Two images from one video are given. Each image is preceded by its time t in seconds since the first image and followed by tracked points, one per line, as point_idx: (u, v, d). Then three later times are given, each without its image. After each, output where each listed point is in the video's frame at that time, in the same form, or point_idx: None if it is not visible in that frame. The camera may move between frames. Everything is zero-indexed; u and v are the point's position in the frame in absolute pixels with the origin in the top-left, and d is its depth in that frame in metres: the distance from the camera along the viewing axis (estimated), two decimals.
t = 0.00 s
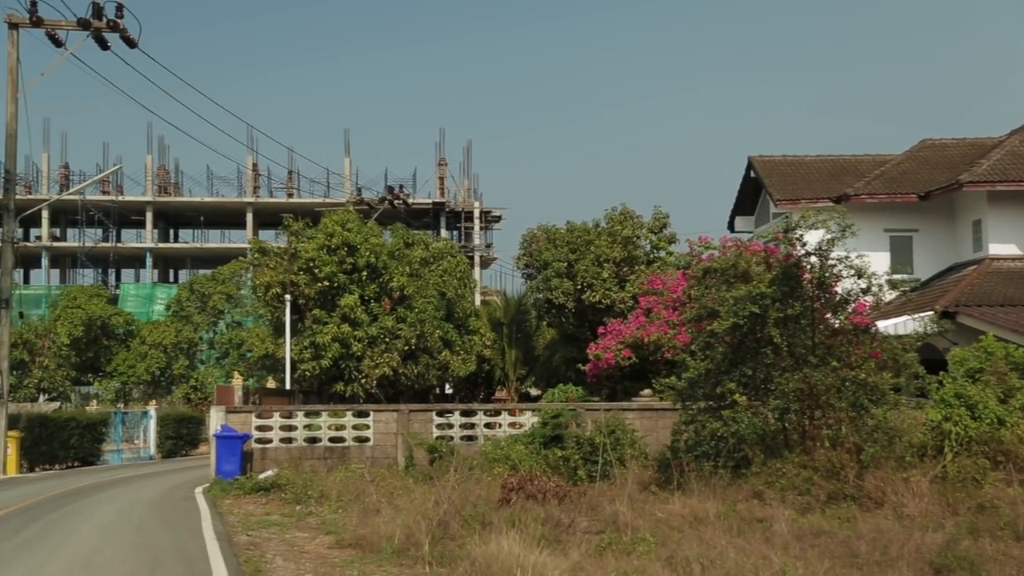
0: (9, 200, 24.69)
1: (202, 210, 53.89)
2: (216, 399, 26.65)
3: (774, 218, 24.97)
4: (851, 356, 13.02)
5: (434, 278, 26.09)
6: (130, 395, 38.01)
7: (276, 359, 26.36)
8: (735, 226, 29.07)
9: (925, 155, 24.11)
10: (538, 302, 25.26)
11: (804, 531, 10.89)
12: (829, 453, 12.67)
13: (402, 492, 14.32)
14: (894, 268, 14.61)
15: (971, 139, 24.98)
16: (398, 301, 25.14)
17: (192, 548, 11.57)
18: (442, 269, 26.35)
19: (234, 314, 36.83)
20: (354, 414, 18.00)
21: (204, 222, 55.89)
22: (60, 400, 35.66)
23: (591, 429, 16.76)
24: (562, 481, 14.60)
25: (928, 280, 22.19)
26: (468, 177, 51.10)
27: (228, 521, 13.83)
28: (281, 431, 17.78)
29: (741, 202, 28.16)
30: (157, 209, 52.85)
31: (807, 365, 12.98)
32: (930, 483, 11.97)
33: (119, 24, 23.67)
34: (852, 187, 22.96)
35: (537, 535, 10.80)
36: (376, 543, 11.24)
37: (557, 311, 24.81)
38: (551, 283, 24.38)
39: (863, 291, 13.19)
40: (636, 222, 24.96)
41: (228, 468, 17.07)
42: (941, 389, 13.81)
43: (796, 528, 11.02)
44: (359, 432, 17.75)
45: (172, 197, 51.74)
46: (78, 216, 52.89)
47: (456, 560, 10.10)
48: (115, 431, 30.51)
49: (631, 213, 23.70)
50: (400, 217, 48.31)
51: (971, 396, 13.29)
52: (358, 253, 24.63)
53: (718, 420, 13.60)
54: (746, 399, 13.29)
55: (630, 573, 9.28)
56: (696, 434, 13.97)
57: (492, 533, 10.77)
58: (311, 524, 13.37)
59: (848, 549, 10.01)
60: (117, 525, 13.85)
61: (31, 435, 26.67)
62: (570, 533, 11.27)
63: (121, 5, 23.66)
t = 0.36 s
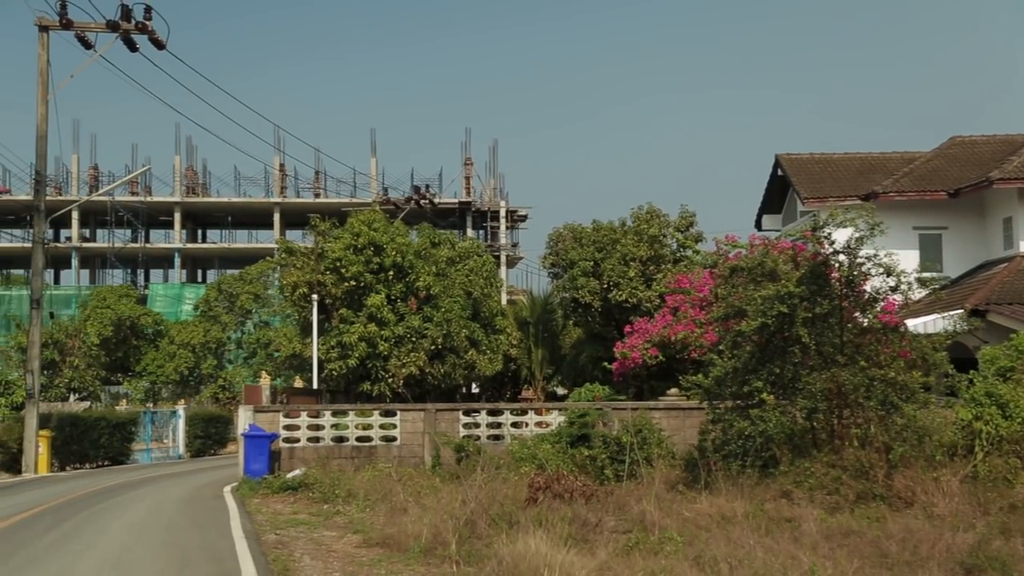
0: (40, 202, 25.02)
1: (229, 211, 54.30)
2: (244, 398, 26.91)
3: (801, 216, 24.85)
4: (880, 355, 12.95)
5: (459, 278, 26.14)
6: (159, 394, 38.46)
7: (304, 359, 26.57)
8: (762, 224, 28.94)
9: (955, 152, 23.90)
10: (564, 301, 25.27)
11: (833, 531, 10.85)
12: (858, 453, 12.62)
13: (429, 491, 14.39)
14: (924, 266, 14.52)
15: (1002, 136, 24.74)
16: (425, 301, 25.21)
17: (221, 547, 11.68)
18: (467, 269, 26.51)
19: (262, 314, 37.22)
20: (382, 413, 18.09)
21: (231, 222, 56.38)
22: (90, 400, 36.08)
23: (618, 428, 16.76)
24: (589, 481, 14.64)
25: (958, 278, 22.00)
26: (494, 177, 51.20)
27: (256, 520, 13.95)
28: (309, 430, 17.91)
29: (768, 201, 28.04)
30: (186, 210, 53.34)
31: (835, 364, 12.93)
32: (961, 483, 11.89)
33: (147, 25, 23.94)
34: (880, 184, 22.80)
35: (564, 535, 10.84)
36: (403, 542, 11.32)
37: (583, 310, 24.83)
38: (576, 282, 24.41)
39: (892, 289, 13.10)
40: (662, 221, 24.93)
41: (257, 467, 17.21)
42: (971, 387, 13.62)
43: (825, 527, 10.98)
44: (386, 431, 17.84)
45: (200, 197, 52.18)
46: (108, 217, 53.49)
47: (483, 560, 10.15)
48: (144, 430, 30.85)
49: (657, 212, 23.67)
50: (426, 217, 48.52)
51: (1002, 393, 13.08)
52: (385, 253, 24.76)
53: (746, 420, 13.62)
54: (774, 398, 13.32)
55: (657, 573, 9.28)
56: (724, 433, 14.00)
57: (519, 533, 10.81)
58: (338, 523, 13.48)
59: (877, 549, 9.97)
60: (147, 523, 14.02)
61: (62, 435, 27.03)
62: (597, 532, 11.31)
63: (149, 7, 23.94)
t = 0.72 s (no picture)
0: (69, 203, 25.33)
1: (256, 211, 54.63)
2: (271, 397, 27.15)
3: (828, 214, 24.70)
4: (909, 354, 12.90)
5: (485, 277, 26.30)
6: (187, 394, 38.85)
7: (331, 359, 26.74)
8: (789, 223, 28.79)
9: (985, 149, 23.67)
10: (590, 301, 25.24)
11: (861, 531, 10.80)
12: (887, 452, 12.54)
13: (455, 491, 14.45)
14: (953, 264, 14.40)
15: None
16: (450, 300, 25.30)
17: (248, 546, 11.78)
18: (493, 268, 26.75)
19: (289, 314, 37.69)
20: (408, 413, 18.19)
21: (258, 223, 56.84)
22: (119, 399, 36.47)
23: (645, 427, 16.76)
24: (616, 480, 14.66)
25: (988, 276, 21.79)
26: (520, 176, 51.24)
27: (284, 519, 14.08)
28: (335, 430, 18.03)
29: (795, 199, 27.88)
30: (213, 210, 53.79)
31: (863, 363, 12.89)
32: (992, 483, 11.76)
33: (174, 28, 24.21)
34: (909, 182, 22.61)
35: (591, 534, 10.86)
36: (430, 541, 11.38)
37: (609, 309, 24.81)
38: (602, 281, 24.39)
39: (920, 288, 13.02)
40: (689, 219, 24.88)
41: (284, 466, 17.34)
42: (1003, 386, 13.16)
43: (853, 527, 10.94)
44: (413, 430, 17.95)
45: (227, 198, 52.59)
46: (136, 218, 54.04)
47: (510, 559, 10.18)
48: (173, 429, 31.17)
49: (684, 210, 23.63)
50: (452, 216, 48.67)
51: None
52: (411, 253, 24.87)
53: (773, 419, 13.55)
54: (802, 397, 13.24)
55: (685, 573, 9.28)
56: (751, 432, 13.93)
57: (545, 532, 10.85)
58: (366, 522, 13.57)
59: (907, 549, 9.92)
60: (176, 523, 14.16)
61: (92, 434, 27.36)
62: (624, 532, 11.33)
63: (176, 9, 24.17)
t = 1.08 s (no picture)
0: (100, 204, 25.61)
1: (283, 211, 54.87)
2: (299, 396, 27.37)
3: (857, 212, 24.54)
4: (939, 353, 12.84)
5: (512, 277, 26.35)
6: (215, 394, 39.19)
7: (358, 358, 26.90)
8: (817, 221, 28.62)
9: (1016, 146, 23.44)
10: (617, 300, 25.23)
11: (891, 531, 10.74)
12: (917, 451, 12.44)
13: (482, 490, 14.51)
14: (984, 263, 14.28)
15: None
16: (477, 300, 25.38)
17: (277, 545, 11.90)
18: (520, 268, 27.02)
19: (316, 314, 37.92)
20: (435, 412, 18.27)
21: (285, 223, 57.26)
22: (149, 399, 36.85)
23: (672, 427, 16.74)
24: (643, 480, 14.67)
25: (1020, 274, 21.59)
26: (546, 175, 51.31)
27: (312, 518, 14.20)
28: (363, 430, 18.12)
29: (824, 196, 27.70)
30: (241, 211, 54.21)
31: (892, 362, 12.79)
32: None
33: (203, 29, 24.42)
34: (939, 180, 22.43)
35: (618, 534, 10.89)
36: (457, 541, 11.44)
37: (636, 309, 24.78)
38: (629, 280, 24.37)
39: (951, 286, 12.90)
40: (716, 218, 24.79)
41: (312, 466, 17.49)
42: None
43: (883, 527, 10.88)
44: (440, 430, 18.04)
45: (255, 199, 52.97)
46: (165, 219, 54.55)
47: (537, 559, 10.22)
48: (202, 429, 31.47)
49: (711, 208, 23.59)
50: (478, 216, 48.82)
51: None
52: (437, 253, 24.94)
53: (801, 418, 13.53)
54: (831, 396, 13.22)
55: (713, 573, 9.28)
56: (779, 432, 13.90)
57: (573, 532, 10.88)
58: (393, 521, 13.65)
59: (938, 550, 9.87)
60: (206, 521, 14.31)
61: (122, 434, 27.69)
62: (652, 532, 11.35)
63: (205, 11, 24.39)
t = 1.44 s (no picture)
0: (131, 206, 25.94)
1: (311, 211, 55.00)
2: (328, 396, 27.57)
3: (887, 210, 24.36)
4: (972, 352, 12.69)
5: (539, 276, 26.54)
6: (246, 394, 39.53)
7: (387, 358, 27.05)
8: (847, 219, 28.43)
9: None
10: (644, 299, 25.21)
11: (924, 531, 10.68)
12: (949, 451, 12.34)
13: (511, 490, 14.58)
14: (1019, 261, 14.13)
15: None
16: (505, 300, 25.57)
17: (308, 544, 12.02)
18: (548, 268, 26.95)
19: (345, 314, 38.24)
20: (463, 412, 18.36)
21: (314, 224, 57.66)
22: (180, 399, 37.21)
23: (701, 426, 16.71)
24: (672, 480, 14.67)
25: None
26: (574, 175, 51.29)
27: (342, 518, 14.30)
28: (391, 430, 18.22)
29: (854, 194, 27.51)
30: (270, 211, 54.57)
31: (924, 361, 12.70)
32: None
33: (231, 32, 24.66)
34: (971, 177, 22.22)
35: (648, 534, 10.90)
36: (486, 540, 11.49)
37: (664, 308, 24.77)
38: (657, 279, 24.35)
39: (983, 284, 12.78)
40: (744, 217, 24.70)
41: (342, 465, 17.61)
42: None
43: (915, 528, 10.82)
44: (469, 429, 18.12)
45: (284, 200, 53.36)
46: (195, 220, 55.10)
47: (566, 559, 10.25)
48: (233, 429, 31.81)
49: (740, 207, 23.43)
50: (506, 216, 48.87)
51: None
52: (465, 253, 25.02)
53: (831, 417, 13.55)
54: (861, 395, 13.21)
55: (744, 573, 9.27)
56: (809, 431, 13.91)
57: (602, 531, 10.89)
58: (422, 521, 13.73)
59: (971, 550, 9.81)
60: (236, 520, 14.47)
61: (154, 433, 28.03)
62: (682, 532, 11.35)
63: (233, 14, 24.65)
